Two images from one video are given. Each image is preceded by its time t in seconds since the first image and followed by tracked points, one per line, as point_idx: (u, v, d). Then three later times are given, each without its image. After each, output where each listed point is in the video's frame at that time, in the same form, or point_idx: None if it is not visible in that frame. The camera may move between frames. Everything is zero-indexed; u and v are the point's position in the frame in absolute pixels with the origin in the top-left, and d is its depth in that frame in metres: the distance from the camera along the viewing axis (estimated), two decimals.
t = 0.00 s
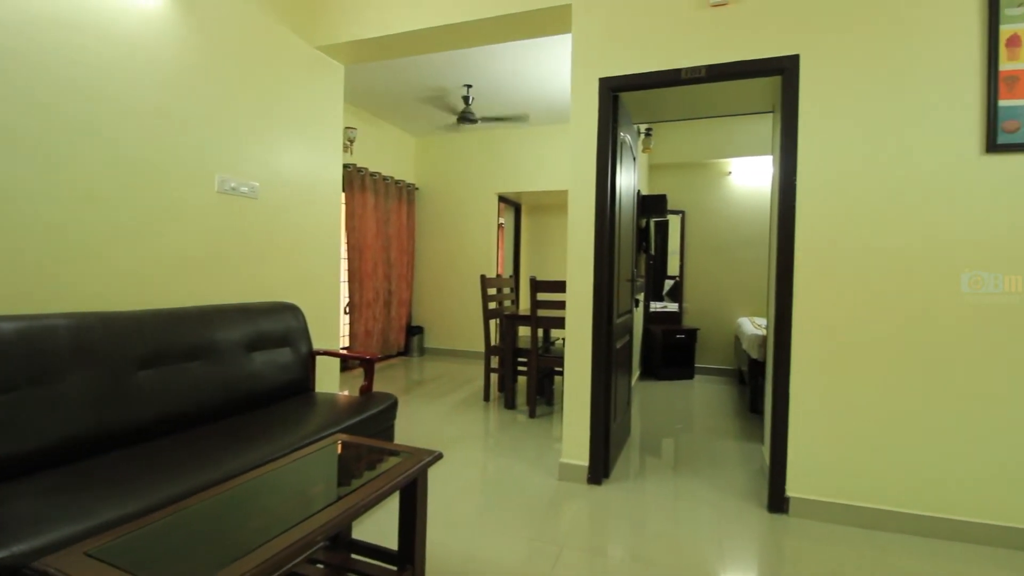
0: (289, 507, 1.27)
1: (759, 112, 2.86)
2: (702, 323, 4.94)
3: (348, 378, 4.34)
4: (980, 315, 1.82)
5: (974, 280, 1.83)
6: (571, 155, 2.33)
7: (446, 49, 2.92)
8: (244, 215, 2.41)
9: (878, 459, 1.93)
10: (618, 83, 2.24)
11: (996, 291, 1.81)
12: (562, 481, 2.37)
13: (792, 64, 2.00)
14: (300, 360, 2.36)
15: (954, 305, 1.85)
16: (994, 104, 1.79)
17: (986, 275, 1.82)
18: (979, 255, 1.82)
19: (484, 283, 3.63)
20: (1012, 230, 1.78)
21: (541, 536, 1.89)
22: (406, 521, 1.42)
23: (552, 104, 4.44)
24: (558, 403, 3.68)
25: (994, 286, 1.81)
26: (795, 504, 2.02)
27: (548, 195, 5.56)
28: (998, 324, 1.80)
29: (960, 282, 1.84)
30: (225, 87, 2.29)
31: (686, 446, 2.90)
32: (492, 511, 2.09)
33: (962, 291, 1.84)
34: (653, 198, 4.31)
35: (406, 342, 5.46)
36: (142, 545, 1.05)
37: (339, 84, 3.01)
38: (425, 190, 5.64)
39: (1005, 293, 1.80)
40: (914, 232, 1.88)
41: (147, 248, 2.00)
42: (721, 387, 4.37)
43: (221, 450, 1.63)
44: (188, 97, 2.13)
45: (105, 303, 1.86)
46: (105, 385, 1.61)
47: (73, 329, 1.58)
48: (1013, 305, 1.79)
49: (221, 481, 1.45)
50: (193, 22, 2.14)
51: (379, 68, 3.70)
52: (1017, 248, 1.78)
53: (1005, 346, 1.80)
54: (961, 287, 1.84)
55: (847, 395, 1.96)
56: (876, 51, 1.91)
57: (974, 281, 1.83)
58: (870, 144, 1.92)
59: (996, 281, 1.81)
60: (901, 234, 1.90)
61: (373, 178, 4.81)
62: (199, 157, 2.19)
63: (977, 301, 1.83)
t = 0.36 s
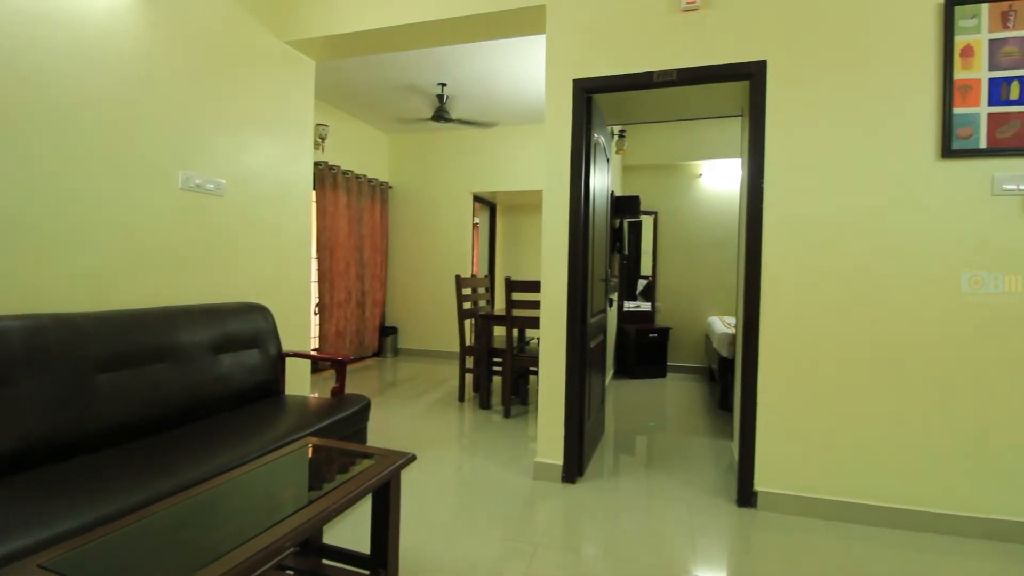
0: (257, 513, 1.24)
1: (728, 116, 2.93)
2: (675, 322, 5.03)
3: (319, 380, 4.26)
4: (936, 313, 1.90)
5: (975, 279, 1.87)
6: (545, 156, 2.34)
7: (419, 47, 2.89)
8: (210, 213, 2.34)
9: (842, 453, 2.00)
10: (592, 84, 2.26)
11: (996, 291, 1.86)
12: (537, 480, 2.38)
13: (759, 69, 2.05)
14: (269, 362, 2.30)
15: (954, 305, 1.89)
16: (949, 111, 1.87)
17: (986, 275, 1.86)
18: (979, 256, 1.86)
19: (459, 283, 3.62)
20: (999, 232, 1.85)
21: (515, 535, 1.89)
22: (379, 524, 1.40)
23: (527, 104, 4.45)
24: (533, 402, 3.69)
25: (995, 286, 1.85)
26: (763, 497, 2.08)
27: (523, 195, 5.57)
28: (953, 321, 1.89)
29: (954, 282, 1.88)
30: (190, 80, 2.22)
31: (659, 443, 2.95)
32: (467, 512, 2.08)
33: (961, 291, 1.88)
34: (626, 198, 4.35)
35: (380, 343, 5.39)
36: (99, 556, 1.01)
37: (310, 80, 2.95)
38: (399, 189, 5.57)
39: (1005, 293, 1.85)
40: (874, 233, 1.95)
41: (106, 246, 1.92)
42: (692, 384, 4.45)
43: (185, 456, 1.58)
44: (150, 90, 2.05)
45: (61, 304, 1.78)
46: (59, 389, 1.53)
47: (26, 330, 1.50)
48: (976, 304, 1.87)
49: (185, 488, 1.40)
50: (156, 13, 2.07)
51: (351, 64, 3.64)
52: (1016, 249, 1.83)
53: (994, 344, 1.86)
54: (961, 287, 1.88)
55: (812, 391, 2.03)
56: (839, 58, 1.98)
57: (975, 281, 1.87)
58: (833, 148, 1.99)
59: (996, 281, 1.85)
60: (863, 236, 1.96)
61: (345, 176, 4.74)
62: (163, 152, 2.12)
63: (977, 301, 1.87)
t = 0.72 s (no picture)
0: (224, 519, 1.20)
1: (699, 119, 2.98)
2: (648, 321, 5.10)
3: (290, 382, 4.17)
4: (896, 311, 1.98)
5: (974, 279, 1.92)
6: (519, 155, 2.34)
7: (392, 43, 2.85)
8: (174, 210, 2.26)
9: (808, 447, 2.06)
10: (566, 84, 2.27)
11: (994, 291, 1.91)
12: (512, 480, 2.38)
13: (729, 73, 2.09)
14: (236, 363, 2.24)
15: (955, 304, 1.93)
16: (908, 117, 1.94)
17: (986, 276, 1.91)
18: (980, 257, 1.91)
19: (434, 283, 3.59)
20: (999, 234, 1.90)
21: (490, 535, 1.89)
22: (351, 527, 1.38)
23: (502, 103, 4.45)
24: (508, 401, 3.69)
25: (995, 286, 1.91)
26: (733, 492, 2.13)
27: (499, 194, 5.56)
28: (911, 319, 1.96)
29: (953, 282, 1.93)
30: (154, 72, 2.14)
31: (632, 440, 2.99)
32: (442, 513, 2.07)
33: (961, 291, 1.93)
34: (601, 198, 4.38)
35: (353, 343, 5.31)
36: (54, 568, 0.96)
37: (279, 75, 2.88)
38: (372, 187, 5.49)
39: (1004, 293, 1.90)
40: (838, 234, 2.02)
41: (64, 245, 1.83)
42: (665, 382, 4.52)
43: (147, 461, 1.52)
44: (113, 82, 1.97)
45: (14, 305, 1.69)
46: (11, 394, 1.46)
47: None
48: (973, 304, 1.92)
49: (148, 494, 1.35)
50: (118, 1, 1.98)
51: (322, 59, 3.57)
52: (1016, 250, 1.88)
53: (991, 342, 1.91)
54: (961, 286, 1.93)
55: (780, 387, 2.08)
56: (804, 64, 2.04)
57: (975, 281, 1.92)
58: (799, 151, 2.04)
59: (997, 281, 1.90)
60: (828, 236, 2.03)
61: (316, 174, 4.65)
62: (125, 146, 2.03)
63: (977, 300, 1.92)
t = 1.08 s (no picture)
0: (189, 526, 1.16)
1: (671, 121, 3.03)
2: (622, 320, 5.16)
3: (260, 385, 4.07)
4: (859, 310, 2.05)
5: (974, 280, 1.97)
6: (495, 155, 2.33)
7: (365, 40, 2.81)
8: (136, 208, 2.18)
9: (776, 442, 2.12)
10: (541, 84, 2.28)
11: (995, 291, 1.96)
12: (487, 480, 2.37)
13: (700, 77, 2.13)
14: (202, 366, 2.18)
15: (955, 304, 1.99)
16: (870, 123, 2.01)
17: (985, 276, 1.97)
18: (978, 258, 1.97)
19: (408, 283, 3.55)
20: (998, 236, 1.95)
21: (465, 536, 1.88)
22: (324, 532, 1.36)
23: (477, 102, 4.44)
24: (484, 401, 3.68)
25: (996, 286, 1.96)
26: (704, 487, 2.17)
27: (474, 194, 5.55)
28: (873, 318, 2.04)
29: (952, 282, 1.99)
30: (113, 65, 2.06)
31: (607, 438, 3.02)
32: (417, 515, 2.05)
33: (961, 291, 1.98)
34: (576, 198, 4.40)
35: (325, 345, 5.21)
36: None
37: (248, 70, 2.81)
38: (345, 185, 5.41)
39: (1004, 293, 1.96)
40: (804, 235, 2.08)
41: (15, 243, 1.74)
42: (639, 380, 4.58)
43: (108, 468, 1.46)
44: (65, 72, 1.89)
45: None
46: None
47: None
48: (972, 304, 1.98)
49: (108, 503, 1.30)
50: None
51: (293, 54, 3.49)
52: (1014, 251, 1.94)
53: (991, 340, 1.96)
54: (962, 287, 1.99)
55: (749, 385, 2.13)
56: (772, 70, 2.09)
57: (976, 282, 1.97)
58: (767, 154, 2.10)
59: (997, 282, 1.96)
60: (795, 238, 2.09)
61: (286, 171, 4.55)
62: (82, 140, 1.95)
63: (977, 300, 1.98)
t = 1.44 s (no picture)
0: (150, 535, 1.12)
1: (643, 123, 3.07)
2: (596, 319, 5.21)
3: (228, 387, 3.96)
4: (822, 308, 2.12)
5: (975, 280, 2.04)
6: (468, 154, 2.32)
7: (336, 35, 2.76)
8: (93, 205, 2.10)
9: (745, 438, 2.17)
10: (515, 84, 2.27)
11: (994, 291, 2.03)
12: (461, 480, 2.36)
13: (671, 80, 2.17)
14: (165, 369, 2.10)
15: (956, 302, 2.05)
16: (832, 127, 2.08)
17: (985, 276, 2.03)
18: (979, 258, 2.03)
19: (381, 282, 3.50)
20: (996, 237, 2.02)
21: (439, 537, 1.88)
22: (293, 537, 1.33)
23: (451, 101, 4.42)
24: (459, 402, 3.67)
25: (996, 286, 2.03)
26: (675, 483, 2.21)
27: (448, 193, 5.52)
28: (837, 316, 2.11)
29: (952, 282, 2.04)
30: (68, 56, 1.97)
31: (581, 437, 3.04)
32: (390, 517, 2.02)
33: (962, 291, 2.05)
34: (550, 198, 4.41)
35: (295, 346, 5.10)
36: None
37: (213, 64, 2.73)
38: (316, 183, 5.30)
39: (1003, 293, 2.03)
40: (771, 236, 2.13)
41: None
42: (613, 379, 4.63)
43: (63, 477, 1.40)
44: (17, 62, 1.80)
45: None
46: None
47: None
48: (972, 303, 2.04)
49: (63, 512, 1.24)
50: None
51: (261, 48, 3.41)
52: (1011, 252, 2.01)
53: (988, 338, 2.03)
54: (963, 287, 2.05)
55: (719, 382, 2.18)
56: (740, 74, 2.14)
57: (977, 282, 2.04)
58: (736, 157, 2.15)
59: (997, 282, 2.03)
60: (762, 239, 2.14)
61: (255, 168, 4.44)
62: (34, 133, 1.86)
63: (977, 299, 2.04)
